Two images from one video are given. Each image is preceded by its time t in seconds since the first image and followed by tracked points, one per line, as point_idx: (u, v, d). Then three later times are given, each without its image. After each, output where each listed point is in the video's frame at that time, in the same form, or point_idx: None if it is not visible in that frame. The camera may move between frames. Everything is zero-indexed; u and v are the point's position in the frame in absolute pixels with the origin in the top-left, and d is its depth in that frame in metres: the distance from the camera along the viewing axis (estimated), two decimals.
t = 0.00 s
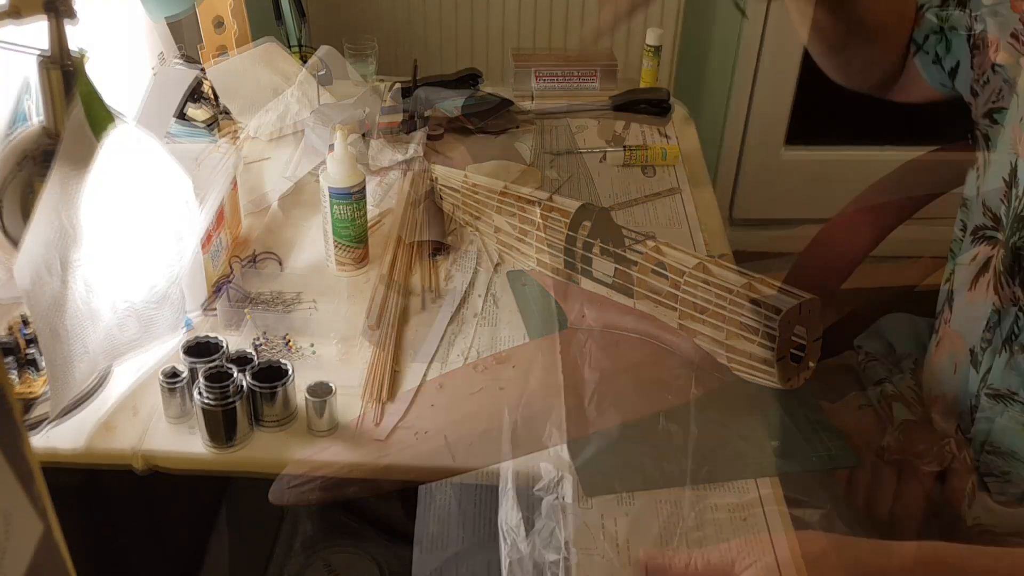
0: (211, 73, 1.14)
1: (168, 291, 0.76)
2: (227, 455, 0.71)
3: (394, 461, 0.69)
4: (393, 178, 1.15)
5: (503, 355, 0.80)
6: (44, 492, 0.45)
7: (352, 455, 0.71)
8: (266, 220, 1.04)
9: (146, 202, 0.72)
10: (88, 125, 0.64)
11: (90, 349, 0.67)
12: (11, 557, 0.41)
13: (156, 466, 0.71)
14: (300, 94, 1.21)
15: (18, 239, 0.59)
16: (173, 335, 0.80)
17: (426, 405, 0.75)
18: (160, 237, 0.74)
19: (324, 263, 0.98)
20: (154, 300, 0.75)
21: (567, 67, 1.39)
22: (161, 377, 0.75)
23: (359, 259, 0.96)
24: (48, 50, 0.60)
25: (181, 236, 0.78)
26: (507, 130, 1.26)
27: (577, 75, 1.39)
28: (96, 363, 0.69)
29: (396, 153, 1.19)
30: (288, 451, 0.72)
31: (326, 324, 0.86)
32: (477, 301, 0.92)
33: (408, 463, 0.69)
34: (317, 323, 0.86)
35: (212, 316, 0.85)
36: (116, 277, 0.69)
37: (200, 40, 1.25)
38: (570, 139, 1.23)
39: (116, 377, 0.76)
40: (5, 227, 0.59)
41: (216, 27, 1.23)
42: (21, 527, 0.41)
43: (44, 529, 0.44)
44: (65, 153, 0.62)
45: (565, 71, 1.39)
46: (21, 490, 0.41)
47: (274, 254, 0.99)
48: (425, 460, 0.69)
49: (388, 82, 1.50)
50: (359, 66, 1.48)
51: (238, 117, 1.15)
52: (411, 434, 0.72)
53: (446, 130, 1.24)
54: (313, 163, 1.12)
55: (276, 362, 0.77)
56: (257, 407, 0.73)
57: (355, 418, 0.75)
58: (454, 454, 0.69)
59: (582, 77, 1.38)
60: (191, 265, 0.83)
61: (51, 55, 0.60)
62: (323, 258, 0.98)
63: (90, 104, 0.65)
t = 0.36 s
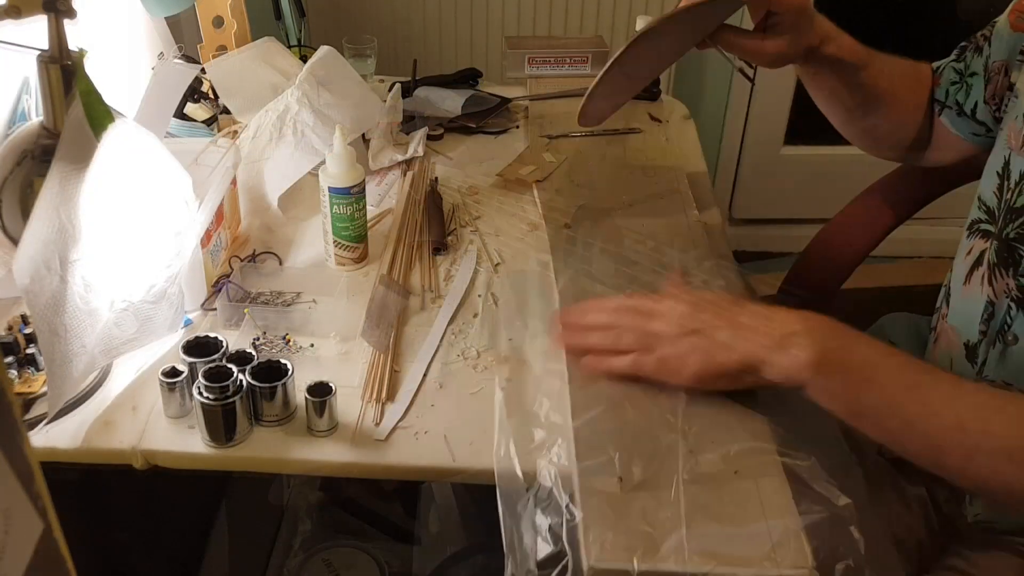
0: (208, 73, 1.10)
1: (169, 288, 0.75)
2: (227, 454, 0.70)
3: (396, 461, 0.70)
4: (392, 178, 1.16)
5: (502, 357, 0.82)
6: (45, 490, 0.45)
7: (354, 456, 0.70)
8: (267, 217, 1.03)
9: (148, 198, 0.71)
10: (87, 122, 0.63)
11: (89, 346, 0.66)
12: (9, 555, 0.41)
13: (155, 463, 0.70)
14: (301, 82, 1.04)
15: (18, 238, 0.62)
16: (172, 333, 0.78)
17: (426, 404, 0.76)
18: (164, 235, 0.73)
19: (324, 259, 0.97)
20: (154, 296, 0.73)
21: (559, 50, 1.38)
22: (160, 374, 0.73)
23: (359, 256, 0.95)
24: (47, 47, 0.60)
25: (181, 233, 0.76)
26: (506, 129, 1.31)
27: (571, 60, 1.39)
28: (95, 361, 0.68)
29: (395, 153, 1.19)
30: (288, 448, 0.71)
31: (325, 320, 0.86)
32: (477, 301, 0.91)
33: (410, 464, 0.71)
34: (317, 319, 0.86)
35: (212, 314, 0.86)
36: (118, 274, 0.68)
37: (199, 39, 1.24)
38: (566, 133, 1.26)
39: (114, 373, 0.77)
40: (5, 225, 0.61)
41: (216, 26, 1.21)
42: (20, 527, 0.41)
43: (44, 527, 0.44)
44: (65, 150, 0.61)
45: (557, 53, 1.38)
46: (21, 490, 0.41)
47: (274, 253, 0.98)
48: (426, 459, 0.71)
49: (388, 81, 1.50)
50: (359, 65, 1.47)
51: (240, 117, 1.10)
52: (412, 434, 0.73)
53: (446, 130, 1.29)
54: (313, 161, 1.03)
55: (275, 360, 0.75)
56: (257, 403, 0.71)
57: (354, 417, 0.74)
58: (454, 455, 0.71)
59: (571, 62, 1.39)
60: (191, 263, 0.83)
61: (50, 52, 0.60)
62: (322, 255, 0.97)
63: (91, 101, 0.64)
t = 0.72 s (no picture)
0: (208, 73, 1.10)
1: (169, 288, 0.75)
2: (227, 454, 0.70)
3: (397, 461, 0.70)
4: (391, 179, 1.16)
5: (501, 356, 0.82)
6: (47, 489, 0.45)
7: (354, 457, 0.70)
8: (266, 218, 1.03)
9: (150, 198, 0.70)
10: (87, 122, 0.63)
11: (88, 346, 0.66)
12: (8, 555, 0.40)
13: (155, 463, 0.70)
14: (301, 82, 1.03)
15: (17, 236, 0.63)
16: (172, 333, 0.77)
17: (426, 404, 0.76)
18: (165, 235, 0.73)
19: (324, 259, 0.97)
20: (153, 296, 0.73)
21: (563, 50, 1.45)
22: (160, 373, 0.73)
23: (359, 256, 0.95)
24: (47, 46, 0.60)
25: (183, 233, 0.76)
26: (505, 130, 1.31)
27: (571, 60, 1.45)
28: (95, 361, 0.68)
29: (395, 152, 1.19)
30: (285, 449, 0.71)
31: (327, 318, 0.86)
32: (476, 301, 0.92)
33: (409, 465, 0.70)
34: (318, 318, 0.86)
35: (212, 314, 0.86)
36: (117, 275, 0.68)
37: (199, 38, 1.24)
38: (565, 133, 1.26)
39: (114, 372, 0.77)
40: (5, 224, 0.63)
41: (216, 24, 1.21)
42: (21, 526, 0.41)
43: (45, 527, 0.44)
44: (64, 150, 0.61)
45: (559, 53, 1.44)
46: (21, 489, 0.41)
47: (273, 253, 0.98)
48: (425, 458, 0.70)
49: (388, 80, 1.49)
50: (359, 64, 1.47)
51: (240, 117, 1.10)
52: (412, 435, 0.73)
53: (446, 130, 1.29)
54: (315, 160, 1.02)
55: (276, 359, 0.75)
56: (257, 403, 0.71)
57: (353, 417, 0.74)
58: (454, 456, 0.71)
59: (574, 60, 1.45)
60: (190, 262, 0.83)
61: (50, 51, 0.60)
62: (322, 255, 0.97)
63: (93, 99, 0.64)
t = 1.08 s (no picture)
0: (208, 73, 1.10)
1: (169, 288, 0.75)
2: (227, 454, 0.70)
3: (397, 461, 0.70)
4: (392, 179, 1.16)
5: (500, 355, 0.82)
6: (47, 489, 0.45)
7: (353, 457, 0.70)
8: (266, 218, 1.03)
9: (150, 198, 0.70)
10: (87, 122, 0.63)
11: (89, 346, 0.66)
12: (8, 554, 0.41)
13: (155, 463, 0.70)
14: (301, 82, 1.03)
15: (17, 236, 0.63)
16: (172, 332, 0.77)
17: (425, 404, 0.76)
18: (165, 235, 0.73)
19: (324, 259, 0.97)
20: (154, 296, 0.73)
21: (562, 50, 1.45)
22: (160, 373, 0.73)
23: (359, 256, 0.95)
24: (47, 45, 0.60)
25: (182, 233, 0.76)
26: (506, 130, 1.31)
27: (571, 60, 1.45)
28: (96, 361, 0.68)
29: (395, 152, 1.19)
30: (285, 449, 0.71)
31: (326, 318, 0.86)
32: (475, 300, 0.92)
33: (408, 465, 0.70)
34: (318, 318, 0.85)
35: (212, 314, 0.86)
36: (118, 275, 0.68)
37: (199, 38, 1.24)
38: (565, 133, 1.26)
39: (115, 372, 0.77)
40: (5, 224, 0.63)
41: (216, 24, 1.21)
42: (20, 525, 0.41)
43: (45, 525, 0.44)
44: (64, 150, 0.61)
45: (559, 54, 1.44)
46: (21, 488, 0.41)
47: (274, 253, 0.98)
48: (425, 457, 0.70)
49: (388, 80, 1.49)
50: (359, 64, 1.47)
51: (239, 117, 1.09)
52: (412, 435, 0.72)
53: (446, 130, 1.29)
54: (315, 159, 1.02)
55: (276, 359, 0.75)
56: (256, 403, 0.71)
57: (353, 418, 0.74)
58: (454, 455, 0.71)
59: (574, 60, 1.45)
60: (190, 262, 0.83)
61: (50, 51, 0.60)
62: (322, 255, 0.97)
63: (94, 99, 0.64)
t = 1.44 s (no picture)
0: (208, 73, 1.11)
1: (169, 287, 0.75)
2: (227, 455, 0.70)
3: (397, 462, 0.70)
4: (392, 179, 1.16)
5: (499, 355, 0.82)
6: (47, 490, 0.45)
7: (353, 457, 0.70)
8: (266, 218, 1.03)
9: (149, 199, 0.70)
10: (87, 122, 0.63)
11: (89, 346, 0.66)
12: (8, 555, 0.41)
13: (155, 463, 0.70)
14: (301, 82, 1.03)
15: (17, 236, 0.63)
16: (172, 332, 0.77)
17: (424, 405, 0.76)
18: (164, 235, 0.73)
19: (324, 259, 0.97)
20: (154, 297, 0.73)
21: (563, 49, 1.45)
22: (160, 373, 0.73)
23: (359, 256, 0.95)
24: (47, 46, 0.60)
25: (181, 233, 0.76)
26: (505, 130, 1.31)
27: (571, 60, 1.45)
28: (95, 361, 0.68)
29: (395, 152, 1.19)
30: (285, 449, 0.71)
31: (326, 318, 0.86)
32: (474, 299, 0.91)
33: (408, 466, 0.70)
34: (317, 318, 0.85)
35: (212, 314, 0.86)
36: (118, 274, 0.68)
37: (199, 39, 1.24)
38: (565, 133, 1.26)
39: (115, 372, 0.77)
40: (4, 224, 0.63)
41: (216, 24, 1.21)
42: (20, 526, 0.41)
43: (45, 525, 0.44)
44: (64, 150, 0.61)
45: (559, 53, 1.44)
46: (21, 489, 0.41)
47: (274, 253, 0.98)
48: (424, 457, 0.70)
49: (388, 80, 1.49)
50: (359, 64, 1.47)
51: (239, 117, 1.10)
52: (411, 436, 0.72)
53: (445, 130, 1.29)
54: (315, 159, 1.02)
55: (276, 359, 0.75)
56: (256, 403, 0.71)
57: (353, 418, 0.74)
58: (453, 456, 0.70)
59: (574, 59, 1.45)
60: (190, 262, 0.83)
61: (50, 51, 0.60)
62: (322, 255, 0.97)
63: (94, 100, 0.64)
